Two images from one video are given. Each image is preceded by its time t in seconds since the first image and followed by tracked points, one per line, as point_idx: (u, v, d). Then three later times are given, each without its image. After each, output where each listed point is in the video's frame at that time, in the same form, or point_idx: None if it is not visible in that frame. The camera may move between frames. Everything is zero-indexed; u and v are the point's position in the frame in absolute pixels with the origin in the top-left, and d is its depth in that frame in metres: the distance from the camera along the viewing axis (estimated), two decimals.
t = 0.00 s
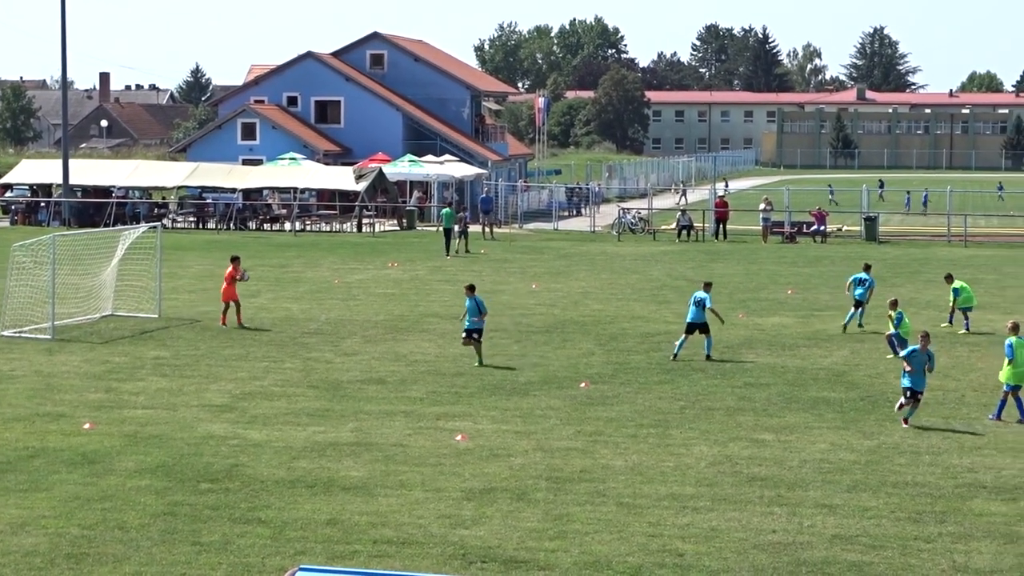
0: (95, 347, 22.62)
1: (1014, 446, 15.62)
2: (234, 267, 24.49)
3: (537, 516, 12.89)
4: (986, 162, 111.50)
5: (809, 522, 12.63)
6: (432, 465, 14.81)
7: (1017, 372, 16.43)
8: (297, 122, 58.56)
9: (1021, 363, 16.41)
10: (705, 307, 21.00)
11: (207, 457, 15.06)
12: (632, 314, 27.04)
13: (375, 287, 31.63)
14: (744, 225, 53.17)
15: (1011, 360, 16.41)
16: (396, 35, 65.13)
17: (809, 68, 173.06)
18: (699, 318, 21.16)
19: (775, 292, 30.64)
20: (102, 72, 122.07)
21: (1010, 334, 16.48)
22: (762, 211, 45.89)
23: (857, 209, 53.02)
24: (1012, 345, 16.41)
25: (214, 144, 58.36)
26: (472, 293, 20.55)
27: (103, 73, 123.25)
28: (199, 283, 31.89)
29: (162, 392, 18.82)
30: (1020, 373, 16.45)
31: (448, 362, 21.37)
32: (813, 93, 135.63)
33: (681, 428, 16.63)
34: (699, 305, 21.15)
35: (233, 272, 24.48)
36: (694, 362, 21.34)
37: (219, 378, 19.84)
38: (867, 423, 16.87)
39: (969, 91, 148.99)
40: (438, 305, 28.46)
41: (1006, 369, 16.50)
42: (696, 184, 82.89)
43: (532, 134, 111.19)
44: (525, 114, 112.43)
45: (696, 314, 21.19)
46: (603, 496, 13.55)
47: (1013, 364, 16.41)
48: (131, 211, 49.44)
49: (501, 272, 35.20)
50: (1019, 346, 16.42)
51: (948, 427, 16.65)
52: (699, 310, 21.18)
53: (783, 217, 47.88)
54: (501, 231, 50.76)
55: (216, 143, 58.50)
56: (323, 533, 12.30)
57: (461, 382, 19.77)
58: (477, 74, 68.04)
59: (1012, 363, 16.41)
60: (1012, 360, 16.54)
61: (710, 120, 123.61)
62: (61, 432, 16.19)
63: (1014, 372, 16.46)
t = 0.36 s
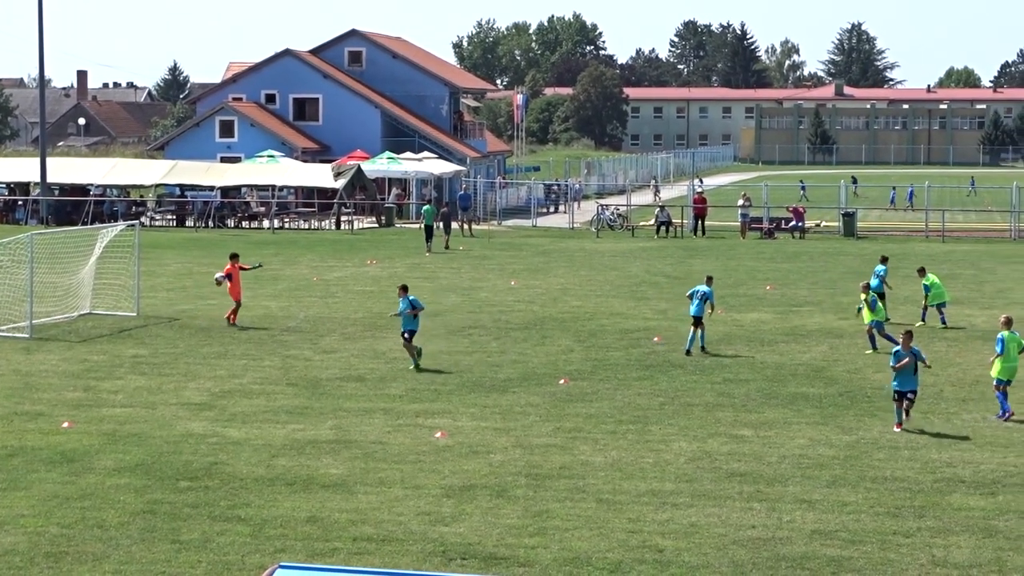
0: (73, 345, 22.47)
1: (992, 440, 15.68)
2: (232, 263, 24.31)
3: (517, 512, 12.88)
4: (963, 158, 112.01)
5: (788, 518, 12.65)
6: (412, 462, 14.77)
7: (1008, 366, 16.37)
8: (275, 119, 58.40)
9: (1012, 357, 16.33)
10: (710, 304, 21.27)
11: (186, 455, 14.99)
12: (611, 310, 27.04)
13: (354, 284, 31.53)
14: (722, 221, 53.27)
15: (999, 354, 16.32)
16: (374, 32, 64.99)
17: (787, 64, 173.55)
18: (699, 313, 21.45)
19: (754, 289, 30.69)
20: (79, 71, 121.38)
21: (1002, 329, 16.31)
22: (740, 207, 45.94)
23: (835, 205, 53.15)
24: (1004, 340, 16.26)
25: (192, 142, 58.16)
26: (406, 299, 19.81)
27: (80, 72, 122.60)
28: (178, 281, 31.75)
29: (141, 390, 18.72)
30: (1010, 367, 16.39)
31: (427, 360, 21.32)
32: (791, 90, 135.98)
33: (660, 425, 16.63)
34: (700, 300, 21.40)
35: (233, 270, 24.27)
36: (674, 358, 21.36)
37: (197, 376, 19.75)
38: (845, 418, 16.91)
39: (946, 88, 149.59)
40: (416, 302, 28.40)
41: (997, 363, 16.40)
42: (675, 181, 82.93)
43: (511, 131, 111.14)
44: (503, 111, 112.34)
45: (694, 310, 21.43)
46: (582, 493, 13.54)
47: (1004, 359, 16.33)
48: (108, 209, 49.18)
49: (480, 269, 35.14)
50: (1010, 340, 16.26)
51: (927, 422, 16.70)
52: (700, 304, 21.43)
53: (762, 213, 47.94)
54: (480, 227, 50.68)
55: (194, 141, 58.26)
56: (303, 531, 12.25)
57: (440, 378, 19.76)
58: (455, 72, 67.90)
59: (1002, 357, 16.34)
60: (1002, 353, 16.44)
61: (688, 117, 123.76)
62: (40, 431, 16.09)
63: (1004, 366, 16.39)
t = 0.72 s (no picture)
0: (52, 343, 22.37)
1: (972, 435, 15.74)
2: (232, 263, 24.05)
3: (499, 508, 12.86)
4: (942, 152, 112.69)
5: (769, 513, 12.67)
6: (392, 458, 14.74)
7: (1005, 362, 16.15)
8: (254, 116, 58.19)
9: (1009, 353, 16.14)
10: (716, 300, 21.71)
11: (166, 453, 14.92)
12: (592, 306, 27.06)
13: (334, 281, 31.42)
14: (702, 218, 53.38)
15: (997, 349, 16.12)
16: (354, 29, 64.86)
17: (766, 59, 173.94)
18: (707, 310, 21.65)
19: (734, 284, 30.73)
20: (58, 67, 120.82)
21: (996, 325, 16.25)
22: (719, 202, 46.01)
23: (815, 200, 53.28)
24: (1000, 333, 16.16)
25: (171, 139, 57.89)
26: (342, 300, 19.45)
27: (58, 69, 121.99)
28: (157, 278, 31.63)
29: (121, 388, 18.63)
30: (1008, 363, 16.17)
31: (407, 356, 21.27)
32: (769, 85, 136.43)
33: (641, 420, 16.65)
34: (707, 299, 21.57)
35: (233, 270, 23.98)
36: (655, 354, 21.39)
37: (177, 374, 19.67)
38: (826, 413, 16.95)
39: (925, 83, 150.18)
40: (396, 298, 28.34)
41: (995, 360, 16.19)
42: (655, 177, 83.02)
43: (491, 127, 111.07)
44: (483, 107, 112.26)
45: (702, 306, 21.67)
46: (564, 489, 13.54)
47: (1002, 354, 16.12)
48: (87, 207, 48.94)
49: (460, 265, 35.10)
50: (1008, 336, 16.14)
51: (907, 417, 16.75)
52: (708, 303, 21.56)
53: (741, 208, 48.03)
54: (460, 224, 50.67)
55: (173, 138, 57.99)
56: (284, 528, 12.21)
57: (421, 375, 19.73)
58: (434, 68, 67.80)
59: (998, 352, 16.13)
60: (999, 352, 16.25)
61: (668, 113, 123.96)
62: (20, 429, 16.00)
63: (1001, 362, 16.16)
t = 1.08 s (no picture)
0: (49, 341, 22.36)
1: (968, 430, 15.78)
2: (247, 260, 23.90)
3: (496, 505, 12.86)
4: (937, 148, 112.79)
5: (766, 508, 12.68)
6: (389, 456, 14.73)
7: (1019, 362, 16.27)
8: (250, 113, 58.13)
9: None
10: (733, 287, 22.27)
11: (164, 450, 14.91)
12: (588, 302, 27.04)
13: (331, 279, 31.41)
14: (698, 214, 53.40)
15: (1012, 349, 16.27)
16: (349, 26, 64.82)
17: (762, 55, 174.03)
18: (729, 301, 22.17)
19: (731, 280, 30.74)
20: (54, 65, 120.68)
21: (1012, 325, 16.37)
22: (716, 198, 46.03)
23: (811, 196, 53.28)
24: (1016, 334, 16.34)
25: (167, 137, 57.84)
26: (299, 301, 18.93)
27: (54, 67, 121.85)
28: (155, 276, 31.61)
29: (118, 386, 18.62)
30: (1022, 364, 16.30)
31: (404, 353, 21.26)
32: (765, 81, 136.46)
33: (638, 416, 16.67)
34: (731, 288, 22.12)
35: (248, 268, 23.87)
36: (652, 350, 21.41)
37: (174, 372, 19.66)
38: (823, 408, 16.97)
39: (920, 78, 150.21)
40: (393, 295, 28.35)
41: (1008, 359, 16.33)
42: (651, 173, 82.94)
43: (486, 123, 110.99)
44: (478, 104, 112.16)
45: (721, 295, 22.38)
46: (560, 485, 13.54)
47: (1016, 355, 16.26)
48: (84, 205, 48.90)
49: (456, 262, 35.11)
50: None
51: (905, 412, 16.77)
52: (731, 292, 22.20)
53: (738, 205, 48.04)
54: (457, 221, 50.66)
55: (168, 136, 57.91)
56: (281, 525, 12.20)
57: (418, 371, 19.73)
58: (430, 65, 67.73)
59: (1014, 352, 16.27)
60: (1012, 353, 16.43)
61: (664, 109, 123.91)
62: (18, 427, 15.99)
63: (1016, 362, 16.29)
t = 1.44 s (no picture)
0: (37, 341, 22.29)
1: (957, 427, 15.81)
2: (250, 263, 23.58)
3: (485, 503, 12.85)
4: (925, 145, 113.04)
5: (755, 506, 12.69)
6: (378, 455, 14.70)
7: None
8: (238, 113, 57.99)
9: None
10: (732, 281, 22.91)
11: (152, 450, 14.87)
12: (577, 301, 27.03)
13: (319, 277, 31.38)
14: (686, 212, 53.41)
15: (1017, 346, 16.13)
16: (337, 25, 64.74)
17: (749, 53, 174.28)
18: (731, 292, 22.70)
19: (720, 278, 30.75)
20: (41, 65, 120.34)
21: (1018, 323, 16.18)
22: (704, 196, 46.04)
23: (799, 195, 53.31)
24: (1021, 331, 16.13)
25: (154, 136, 57.72)
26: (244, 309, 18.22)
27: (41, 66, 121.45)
28: (143, 275, 31.54)
29: (107, 385, 18.57)
30: None
31: (393, 352, 21.24)
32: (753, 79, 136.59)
33: (627, 414, 16.67)
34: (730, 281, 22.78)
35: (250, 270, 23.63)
36: (641, 348, 21.41)
37: (163, 371, 19.62)
38: (812, 406, 16.98)
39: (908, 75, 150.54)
40: (381, 294, 28.34)
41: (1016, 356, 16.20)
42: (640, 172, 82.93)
43: (475, 122, 110.94)
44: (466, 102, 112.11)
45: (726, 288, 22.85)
46: (549, 484, 13.54)
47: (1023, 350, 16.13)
48: (71, 205, 48.76)
49: (444, 261, 35.08)
50: None
51: (893, 410, 16.80)
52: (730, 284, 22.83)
53: (726, 203, 48.06)
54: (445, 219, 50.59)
55: (156, 135, 57.75)
56: (270, 524, 12.18)
57: (406, 370, 19.70)
58: (418, 63, 67.67)
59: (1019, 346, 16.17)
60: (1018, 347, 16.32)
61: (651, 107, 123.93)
62: (6, 427, 15.94)
63: None
